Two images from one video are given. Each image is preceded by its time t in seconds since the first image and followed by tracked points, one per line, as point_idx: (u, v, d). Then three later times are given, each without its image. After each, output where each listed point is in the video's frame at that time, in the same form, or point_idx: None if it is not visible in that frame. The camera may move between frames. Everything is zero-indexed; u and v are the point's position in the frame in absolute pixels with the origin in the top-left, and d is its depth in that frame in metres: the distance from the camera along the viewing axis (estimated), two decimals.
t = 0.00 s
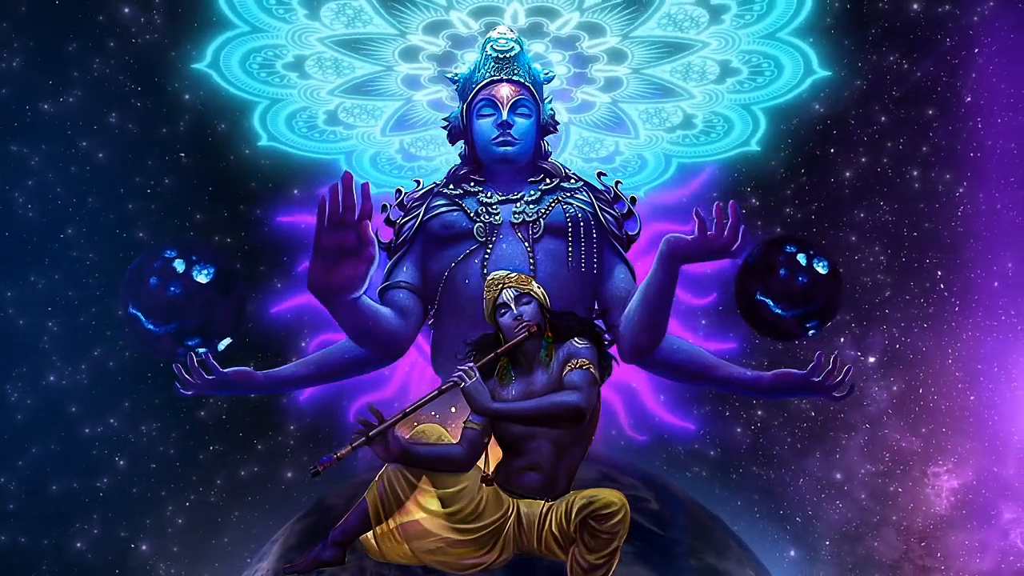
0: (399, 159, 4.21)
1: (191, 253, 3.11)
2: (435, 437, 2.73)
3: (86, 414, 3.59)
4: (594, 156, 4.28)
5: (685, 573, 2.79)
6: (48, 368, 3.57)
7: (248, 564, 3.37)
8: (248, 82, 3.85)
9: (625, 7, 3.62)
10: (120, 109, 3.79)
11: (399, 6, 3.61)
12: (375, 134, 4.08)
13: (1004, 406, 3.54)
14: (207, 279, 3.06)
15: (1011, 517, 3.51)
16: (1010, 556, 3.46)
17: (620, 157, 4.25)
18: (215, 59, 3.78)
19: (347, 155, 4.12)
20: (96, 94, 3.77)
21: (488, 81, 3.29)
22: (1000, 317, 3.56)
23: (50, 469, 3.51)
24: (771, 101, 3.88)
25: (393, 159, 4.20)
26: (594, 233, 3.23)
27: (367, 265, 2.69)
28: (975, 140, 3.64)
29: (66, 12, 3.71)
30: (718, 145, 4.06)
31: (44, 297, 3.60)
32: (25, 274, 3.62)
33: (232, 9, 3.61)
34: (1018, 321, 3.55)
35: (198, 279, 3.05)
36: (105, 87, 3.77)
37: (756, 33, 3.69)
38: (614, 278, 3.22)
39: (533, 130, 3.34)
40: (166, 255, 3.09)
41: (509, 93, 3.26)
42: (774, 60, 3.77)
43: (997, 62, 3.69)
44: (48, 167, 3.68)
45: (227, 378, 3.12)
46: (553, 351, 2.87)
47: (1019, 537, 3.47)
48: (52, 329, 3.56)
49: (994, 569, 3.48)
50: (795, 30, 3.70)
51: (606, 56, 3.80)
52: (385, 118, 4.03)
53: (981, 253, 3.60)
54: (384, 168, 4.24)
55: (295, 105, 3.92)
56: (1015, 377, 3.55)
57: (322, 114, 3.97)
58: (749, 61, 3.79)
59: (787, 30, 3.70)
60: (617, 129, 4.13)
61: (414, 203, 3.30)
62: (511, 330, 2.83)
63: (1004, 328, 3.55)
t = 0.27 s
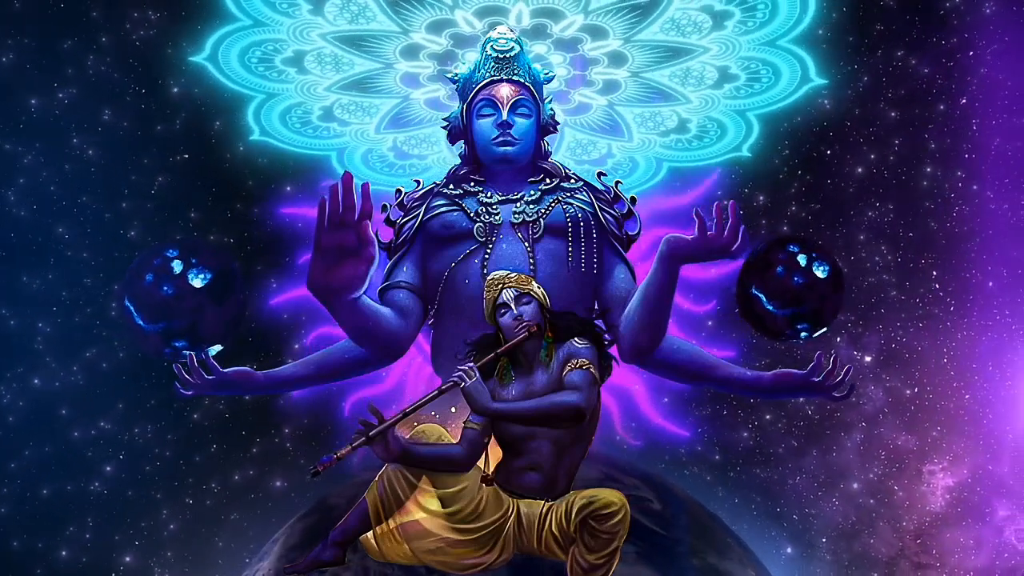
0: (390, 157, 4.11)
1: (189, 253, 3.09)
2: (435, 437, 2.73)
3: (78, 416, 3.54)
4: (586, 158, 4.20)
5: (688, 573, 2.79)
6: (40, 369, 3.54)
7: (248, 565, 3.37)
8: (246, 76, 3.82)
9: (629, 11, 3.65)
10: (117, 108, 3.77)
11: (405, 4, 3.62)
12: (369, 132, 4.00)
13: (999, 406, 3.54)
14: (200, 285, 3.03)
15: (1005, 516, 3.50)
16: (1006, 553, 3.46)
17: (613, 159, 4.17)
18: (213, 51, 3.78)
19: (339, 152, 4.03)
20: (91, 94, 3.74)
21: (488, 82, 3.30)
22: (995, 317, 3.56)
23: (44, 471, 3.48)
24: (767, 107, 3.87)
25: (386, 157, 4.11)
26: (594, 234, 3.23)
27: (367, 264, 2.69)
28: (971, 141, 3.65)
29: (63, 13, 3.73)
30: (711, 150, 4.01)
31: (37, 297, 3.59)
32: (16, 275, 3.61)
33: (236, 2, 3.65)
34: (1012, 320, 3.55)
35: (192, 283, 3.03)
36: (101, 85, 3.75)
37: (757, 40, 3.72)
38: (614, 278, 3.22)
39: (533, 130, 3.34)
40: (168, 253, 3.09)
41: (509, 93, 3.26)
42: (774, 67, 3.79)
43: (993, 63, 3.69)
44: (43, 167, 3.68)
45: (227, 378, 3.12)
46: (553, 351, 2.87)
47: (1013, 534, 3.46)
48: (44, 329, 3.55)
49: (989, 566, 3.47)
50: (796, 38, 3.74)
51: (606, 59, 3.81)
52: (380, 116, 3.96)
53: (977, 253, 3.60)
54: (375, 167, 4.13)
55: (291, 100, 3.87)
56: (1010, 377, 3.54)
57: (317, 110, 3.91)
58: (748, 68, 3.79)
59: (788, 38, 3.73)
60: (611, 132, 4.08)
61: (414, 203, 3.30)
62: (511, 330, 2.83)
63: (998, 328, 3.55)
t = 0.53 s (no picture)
0: (382, 155, 4.13)
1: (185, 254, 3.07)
2: (435, 437, 2.73)
3: (65, 420, 3.53)
4: (579, 160, 4.21)
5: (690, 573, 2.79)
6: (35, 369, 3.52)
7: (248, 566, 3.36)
8: (244, 70, 3.82)
9: (634, 15, 3.64)
10: (114, 107, 3.76)
11: (409, 2, 3.61)
12: (363, 129, 4.02)
13: (993, 405, 3.54)
14: (194, 289, 3.02)
15: (999, 513, 3.51)
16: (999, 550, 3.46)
17: (605, 162, 4.19)
18: (212, 44, 3.77)
19: (331, 148, 4.04)
20: (88, 91, 3.74)
21: (488, 82, 3.30)
22: (990, 316, 3.56)
23: (40, 471, 3.47)
24: (760, 115, 3.89)
25: (379, 155, 4.13)
26: (594, 234, 3.23)
27: (367, 265, 2.69)
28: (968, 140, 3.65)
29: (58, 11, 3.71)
30: (702, 156, 4.04)
31: (29, 297, 3.56)
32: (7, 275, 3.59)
33: None
34: (1007, 320, 3.55)
35: (186, 287, 3.02)
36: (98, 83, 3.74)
37: (758, 47, 3.72)
38: (614, 278, 3.22)
39: (533, 130, 3.34)
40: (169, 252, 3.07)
41: (509, 93, 3.26)
42: (772, 74, 3.80)
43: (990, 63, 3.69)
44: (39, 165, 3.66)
45: (227, 378, 3.13)
46: (553, 351, 2.87)
47: (1008, 532, 3.47)
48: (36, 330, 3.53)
49: (984, 564, 3.48)
50: (797, 46, 3.74)
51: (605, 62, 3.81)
52: (375, 114, 3.98)
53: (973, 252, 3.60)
54: (368, 164, 4.16)
55: (287, 95, 3.88)
56: (1005, 376, 3.54)
57: (313, 106, 3.92)
58: (746, 74, 3.80)
59: (789, 46, 3.74)
60: (605, 134, 4.09)
61: (414, 203, 3.30)
62: (511, 330, 2.83)
63: (993, 328, 3.55)
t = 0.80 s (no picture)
0: (374, 153, 4.10)
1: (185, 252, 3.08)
2: (435, 437, 2.73)
3: (56, 422, 3.48)
4: (570, 161, 4.18)
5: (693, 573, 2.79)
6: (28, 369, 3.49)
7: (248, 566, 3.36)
8: (243, 65, 3.83)
9: (637, 19, 3.69)
10: (111, 106, 3.75)
11: None
12: (357, 126, 4.00)
13: (990, 405, 3.53)
14: (185, 292, 3.01)
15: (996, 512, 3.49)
16: (996, 548, 3.45)
17: (596, 165, 4.17)
18: (213, 37, 3.78)
19: (324, 145, 4.01)
20: (85, 90, 3.71)
21: (488, 82, 3.30)
22: (986, 315, 3.55)
23: (34, 473, 3.43)
24: (753, 121, 3.88)
25: (371, 154, 4.10)
26: (594, 234, 3.23)
27: (367, 264, 2.69)
28: (966, 139, 3.63)
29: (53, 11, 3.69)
30: (694, 160, 4.02)
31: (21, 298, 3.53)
32: None
33: None
34: (1003, 319, 3.55)
35: (178, 288, 3.02)
36: (95, 81, 3.73)
37: (758, 54, 3.75)
38: (614, 278, 3.22)
39: (533, 130, 3.34)
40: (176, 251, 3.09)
41: (509, 93, 3.27)
42: (769, 80, 3.81)
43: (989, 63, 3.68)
44: (34, 163, 3.63)
45: (228, 378, 3.13)
46: (553, 351, 2.87)
47: (1004, 530, 3.45)
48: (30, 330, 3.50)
49: (981, 562, 3.47)
50: (796, 54, 3.76)
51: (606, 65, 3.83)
52: (370, 112, 3.96)
53: (970, 251, 3.59)
54: (358, 162, 4.12)
55: (283, 90, 3.87)
56: (1001, 376, 3.54)
57: (308, 102, 3.91)
58: (743, 80, 3.82)
59: (787, 53, 3.75)
60: (598, 136, 4.08)
61: (414, 203, 3.30)
62: (511, 330, 2.83)
63: (989, 327, 3.55)
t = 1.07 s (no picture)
0: (366, 151, 4.05)
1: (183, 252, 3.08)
2: (435, 437, 2.73)
3: (52, 423, 3.48)
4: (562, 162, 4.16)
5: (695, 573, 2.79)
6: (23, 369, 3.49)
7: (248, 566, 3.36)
8: (241, 59, 3.80)
9: (640, 23, 3.70)
10: (107, 105, 3.75)
11: None
12: (351, 123, 3.96)
13: (986, 404, 3.53)
14: (175, 294, 3.00)
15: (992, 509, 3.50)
16: (992, 546, 3.45)
17: (589, 168, 4.14)
18: (213, 31, 3.76)
19: (316, 141, 3.97)
20: (81, 90, 3.72)
21: (488, 82, 3.30)
22: (982, 314, 3.56)
23: (30, 474, 3.43)
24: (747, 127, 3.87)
25: (363, 152, 4.06)
26: (594, 234, 3.23)
27: (367, 264, 2.69)
28: (962, 139, 3.64)
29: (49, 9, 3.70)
30: (685, 164, 4.00)
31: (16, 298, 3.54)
32: None
33: None
34: (999, 318, 3.55)
35: (170, 290, 3.01)
36: (91, 81, 3.73)
37: (757, 60, 3.77)
38: (614, 278, 3.22)
39: (533, 130, 3.34)
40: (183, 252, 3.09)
41: (509, 93, 3.27)
42: (765, 86, 3.81)
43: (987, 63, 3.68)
44: (31, 163, 3.64)
45: (227, 378, 3.13)
46: (553, 351, 2.87)
47: (1000, 528, 3.46)
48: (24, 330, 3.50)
49: (977, 560, 3.47)
50: (795, 61, 3.76)
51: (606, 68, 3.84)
52: (366, 110, 3.94)
53: (965, 250, 3.59)
54: (350, 160, 4.05)
55: (279, 85, 3.84)
56: (997, 375, 3.54)
57: (304, 97, 3.87)
58: (740, 86, 3.83)
59: (786, 60, 3.76)
60: (592, 139, 4.06)
61: (414, 203, 3.30)
62: (511, 330, 2.83)
63: (986, 327, 3.56)
